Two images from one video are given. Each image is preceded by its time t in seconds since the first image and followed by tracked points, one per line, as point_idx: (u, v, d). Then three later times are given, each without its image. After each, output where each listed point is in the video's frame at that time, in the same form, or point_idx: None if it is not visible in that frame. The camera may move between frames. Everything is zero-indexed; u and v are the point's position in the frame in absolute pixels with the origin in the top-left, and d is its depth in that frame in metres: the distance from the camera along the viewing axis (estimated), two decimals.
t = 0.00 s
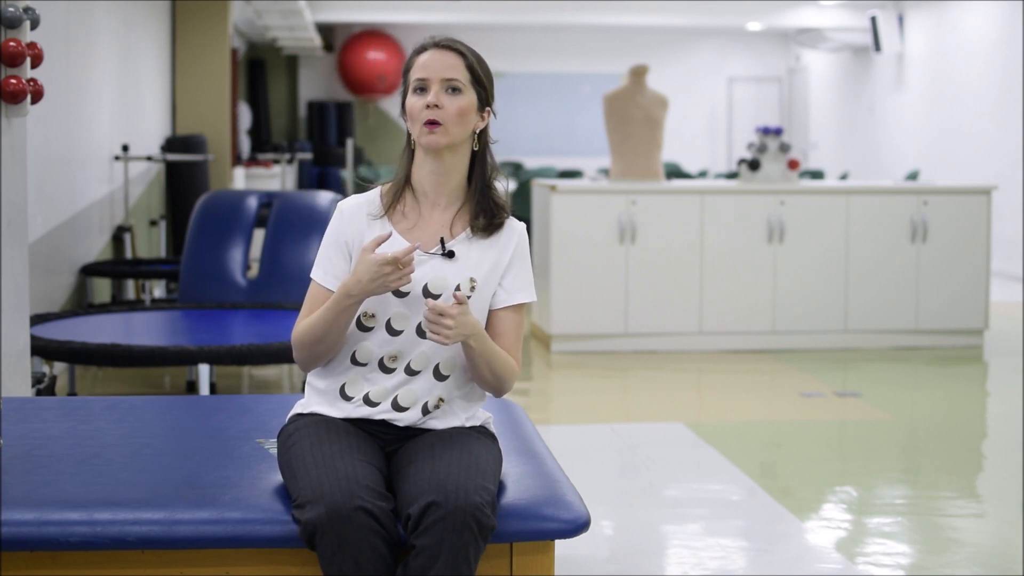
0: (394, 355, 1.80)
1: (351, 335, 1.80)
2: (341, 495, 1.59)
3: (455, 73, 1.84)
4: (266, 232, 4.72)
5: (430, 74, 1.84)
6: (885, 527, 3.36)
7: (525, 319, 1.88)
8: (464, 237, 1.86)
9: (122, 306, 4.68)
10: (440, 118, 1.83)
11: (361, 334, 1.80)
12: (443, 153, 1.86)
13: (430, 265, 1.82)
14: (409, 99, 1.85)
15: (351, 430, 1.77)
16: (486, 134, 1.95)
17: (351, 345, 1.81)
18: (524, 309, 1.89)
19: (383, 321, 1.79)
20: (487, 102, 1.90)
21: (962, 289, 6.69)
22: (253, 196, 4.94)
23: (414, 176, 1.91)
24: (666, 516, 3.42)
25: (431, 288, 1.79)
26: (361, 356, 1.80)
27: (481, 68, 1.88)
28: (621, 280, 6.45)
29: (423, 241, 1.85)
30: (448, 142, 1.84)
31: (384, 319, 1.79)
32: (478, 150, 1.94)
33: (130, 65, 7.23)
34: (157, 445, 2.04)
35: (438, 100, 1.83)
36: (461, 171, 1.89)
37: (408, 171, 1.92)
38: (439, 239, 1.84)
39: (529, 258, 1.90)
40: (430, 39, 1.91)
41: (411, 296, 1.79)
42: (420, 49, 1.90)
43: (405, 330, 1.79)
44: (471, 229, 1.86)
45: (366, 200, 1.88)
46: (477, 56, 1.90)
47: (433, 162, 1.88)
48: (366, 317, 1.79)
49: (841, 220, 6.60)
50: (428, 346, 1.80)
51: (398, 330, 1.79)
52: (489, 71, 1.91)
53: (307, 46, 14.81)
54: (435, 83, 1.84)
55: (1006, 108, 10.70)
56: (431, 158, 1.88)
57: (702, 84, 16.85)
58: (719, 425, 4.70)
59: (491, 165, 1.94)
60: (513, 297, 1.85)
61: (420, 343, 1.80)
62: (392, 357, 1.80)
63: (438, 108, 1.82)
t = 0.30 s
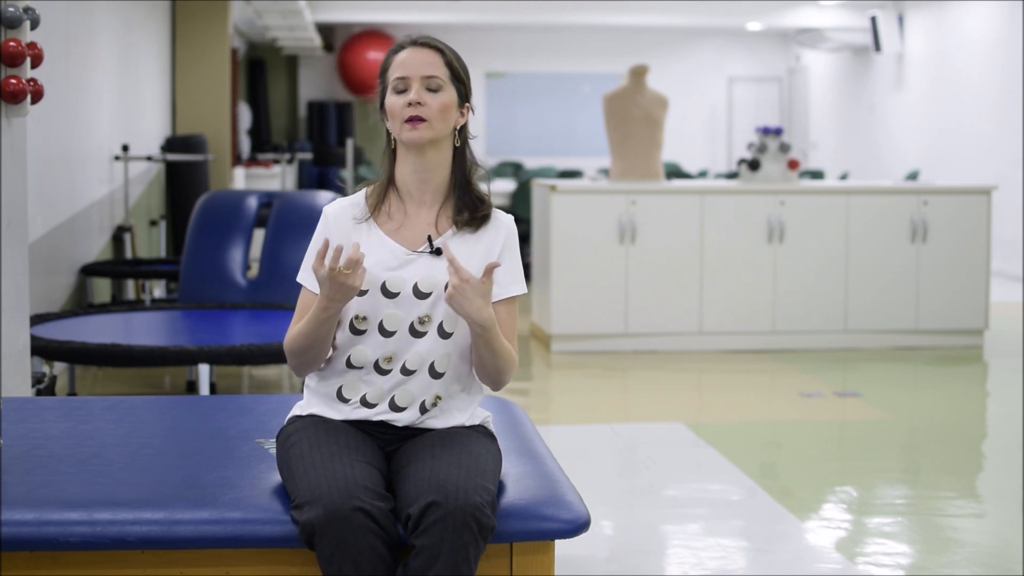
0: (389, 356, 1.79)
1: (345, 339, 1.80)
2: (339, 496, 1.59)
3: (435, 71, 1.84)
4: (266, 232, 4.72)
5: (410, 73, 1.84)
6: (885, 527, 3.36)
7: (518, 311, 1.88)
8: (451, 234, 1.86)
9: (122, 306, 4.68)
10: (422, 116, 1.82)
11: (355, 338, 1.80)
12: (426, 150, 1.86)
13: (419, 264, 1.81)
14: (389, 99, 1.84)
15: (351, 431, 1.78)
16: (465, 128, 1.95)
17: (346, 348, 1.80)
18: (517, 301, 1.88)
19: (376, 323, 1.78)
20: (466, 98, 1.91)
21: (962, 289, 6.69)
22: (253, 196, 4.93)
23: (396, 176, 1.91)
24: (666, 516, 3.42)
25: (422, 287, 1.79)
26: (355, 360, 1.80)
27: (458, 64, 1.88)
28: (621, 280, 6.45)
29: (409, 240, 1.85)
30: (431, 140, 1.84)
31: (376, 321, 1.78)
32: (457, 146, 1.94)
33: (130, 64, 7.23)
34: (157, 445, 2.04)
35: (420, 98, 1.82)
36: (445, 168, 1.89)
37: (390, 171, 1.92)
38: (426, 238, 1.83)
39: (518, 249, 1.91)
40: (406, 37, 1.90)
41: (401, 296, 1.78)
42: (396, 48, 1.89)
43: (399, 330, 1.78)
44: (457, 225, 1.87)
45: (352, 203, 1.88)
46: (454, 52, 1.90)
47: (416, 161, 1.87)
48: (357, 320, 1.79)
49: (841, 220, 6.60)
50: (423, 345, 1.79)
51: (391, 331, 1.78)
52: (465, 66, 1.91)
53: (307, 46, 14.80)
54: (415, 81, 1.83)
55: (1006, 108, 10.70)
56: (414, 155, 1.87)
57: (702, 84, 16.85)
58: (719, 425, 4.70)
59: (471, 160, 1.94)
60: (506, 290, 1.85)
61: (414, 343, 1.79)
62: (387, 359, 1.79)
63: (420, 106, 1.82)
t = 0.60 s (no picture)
0: (385, 357, 1.79)
1: (341, 342, 1.80)
2: (338, 496, 1.59)
3: (412, 69, 1.85)
4: (266, 232, 4.72)
5: (387, 73, 1.84)
6: (886, 527, 3.36)
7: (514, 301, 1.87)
8: (441, 229, 1.86)
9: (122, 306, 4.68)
10: (406, 115, 1.82)
11: (351, 341, 1.80)
12: (411, 148, 1.85)
13: (409, 263, 1.81)
14: (369, 101, 1.84)
15: (350, 431, 1.78)
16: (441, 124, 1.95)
17: (342, 352, 1.80)
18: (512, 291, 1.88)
19: (369, 325, 1.78)
20: (441, 95, 1.92)
21: (962, 289, 6.69)
22: (253, 196, 4.93)
23: (379, 179, 1.90)
24: (666, 516, 3.42)
25: (412, 286, 1.79)
26: (351, 363, 1.80)
27: (431, 61, 1.89)
28: (621, 280, 6.45)
29: (399, 241, 1.84)
30: (415, 138, 1.84)
31: (369, 323, 1.78)
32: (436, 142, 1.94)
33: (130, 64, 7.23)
34: (157, 445, 2.04)
35: (401, 97, 1.82)
36: (430, 165, 1.89)
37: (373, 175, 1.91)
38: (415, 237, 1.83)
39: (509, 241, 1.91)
40: (377, 40, 1.90)
41: (393, 297, 1.78)
42: (368, 51, 1.89)
43: (392, 331, 1.78)
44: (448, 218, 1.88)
45: (340, 207, 1.87)
46: (426, 51, 1.91)
47: (399, 160, 1.87)
48: (352, 323, 1.79)
49: (841, 220, 6.60)
50: (418, 344, 1.79)
51: (385, 332, 1.78)
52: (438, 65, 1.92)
53: (307, 46, 14.81)
54: (394, 81, 1.83)
55: (1006, 108, 10.70)
56: (397, 156, 1.87)
57: (702, 84, 16.85)
58: (719, 425, 4.70)
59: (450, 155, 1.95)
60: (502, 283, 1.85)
61: (409, 342, 1.79)
62: (382, 360, 1.79)
63: (403, 105, 1.82)
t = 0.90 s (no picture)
0: (381, 356, 1.79)
1: (337, 343, 1.80)
2: (335, 498, 1.59)
3: (398, 71, 1.84)
4: (266, 232, 4.71)
5: (372, 75, 1.83)
6: (885, 527, 3.36)
7: (510, 292, 1.87)
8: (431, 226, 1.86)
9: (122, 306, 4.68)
10: (392, 117, 1.82)
11: (347, 341, 1.79)
12: (398, 150, 1.85)
13: (403, 260, 1.81)
14: (354, 103, 1.83)
15: (349, 431, 1.78)
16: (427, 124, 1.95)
17: (339, 352, 1.80)
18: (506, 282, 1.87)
19: (364, 323, 1.78)
20: (426, 94, 1.91)
21: (962, 289, 6.69)
22: (253, 196, 4.93)
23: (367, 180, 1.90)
24: (666, 516, 3.42)
25: (406, 283, 1.79)
26: (348, 363, 1.80)
27: (415, 62, 1.89)
28: (621, 280, 6.45)
29: (391, 239, 1.85)
30: (402, 140, 1.84)
31: (364, 321, 1.78)
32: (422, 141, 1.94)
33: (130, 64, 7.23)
34: (157, 445, 2.04)
35: (387, 99, 1.82)
36: (417, 163, 1.89)
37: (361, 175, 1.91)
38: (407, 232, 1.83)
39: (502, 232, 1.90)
40: (360, 41, 1.89)
41: (387, 295, 1.78)
42: (352, 53, 1.88)
43: (388, 328, 1.78)
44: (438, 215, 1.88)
45: (330, 210, 1.88)
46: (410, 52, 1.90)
47: (386, 162, 1.87)
48: (346, 323, 1.78)
49: (841, 220, 6.60)
50: (414, 341, 1.79)
51: (380, 330, 1.78)
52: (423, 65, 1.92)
53: (307, 46, 14.81)
54: (380, 83, 1.83)
55: (1006, 108, 10.70)
56: (383, 158, 1.87)
57: (702, 84, 16.85)
58: (719, 425, 4.70)
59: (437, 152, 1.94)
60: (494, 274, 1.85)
61: (404, 339, 1.79)
62: (379, 359, 1.79)
63: (388, 107, 1.82)
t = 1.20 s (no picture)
0: (380, 357, 1.79)
1: (336, 345, 1.81)
2: (334, 498, 1.60)
3: (400, 72, 1.85)
4: (266, 232, 4.71)
5: (375, 76, 1.83)
6: (885, 527, 3.36)
7: (506, 292, 1.87)
8: (426, 226, 1.85)
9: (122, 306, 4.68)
10: (394, 118, 1.82)
11: (345, 342, 1.80)
12: (395, 151, 1.86)
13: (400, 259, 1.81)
14: (356, 102, 1.83)
15: (348, 431, 1.78)
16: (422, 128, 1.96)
17: (337, 355, 1.81)
18: (503, 281, 1.87)
19: (362, 325, 1.79)
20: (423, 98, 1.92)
21: (962, 289, 6.69)
22: (253, 196, 4.93)
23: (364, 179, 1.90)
24: (666, 516, 3.42)
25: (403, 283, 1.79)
26: (347, 364, 1.80)
27: (415, 65, 1.90)
28: (621, 280, 6.45)
29: (386, 239, 1.84)
30: (402, 141, 1.84)
31: (362, 323, 1.79)
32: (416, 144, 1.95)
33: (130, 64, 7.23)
34: (157, 445, 2.04)
35: (390, 101, 1.82)
36: (413, 166, 1.89)
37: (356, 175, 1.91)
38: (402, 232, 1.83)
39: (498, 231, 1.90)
40: (360, 40, 1.89)
41: (384, 295, 1.78)
42: (352, 52, 1.87)
43: (385, 329, 1.78)
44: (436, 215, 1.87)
45: (324, 212, 1.87)
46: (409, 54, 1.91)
47: (384, 162, 1.87)
48: (344, 325, 1.79)
49: (841, 220, 6.60)
50: (412, 341, 1.79)
51: (378, 331, 1.78)
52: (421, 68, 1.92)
53: (307, 46, 14.81)
54: (382, 84, 1.83)
55: (1006, 108, 10.70)
56: (380, 158, 1.87)
57: (702, 84, 16.85)
58: (719, 425, 4.70)
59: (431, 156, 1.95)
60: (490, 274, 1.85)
61: (403, 340, 1.79)
62: (378, 359, 1.79)
63: (391, 109, 1.82)
